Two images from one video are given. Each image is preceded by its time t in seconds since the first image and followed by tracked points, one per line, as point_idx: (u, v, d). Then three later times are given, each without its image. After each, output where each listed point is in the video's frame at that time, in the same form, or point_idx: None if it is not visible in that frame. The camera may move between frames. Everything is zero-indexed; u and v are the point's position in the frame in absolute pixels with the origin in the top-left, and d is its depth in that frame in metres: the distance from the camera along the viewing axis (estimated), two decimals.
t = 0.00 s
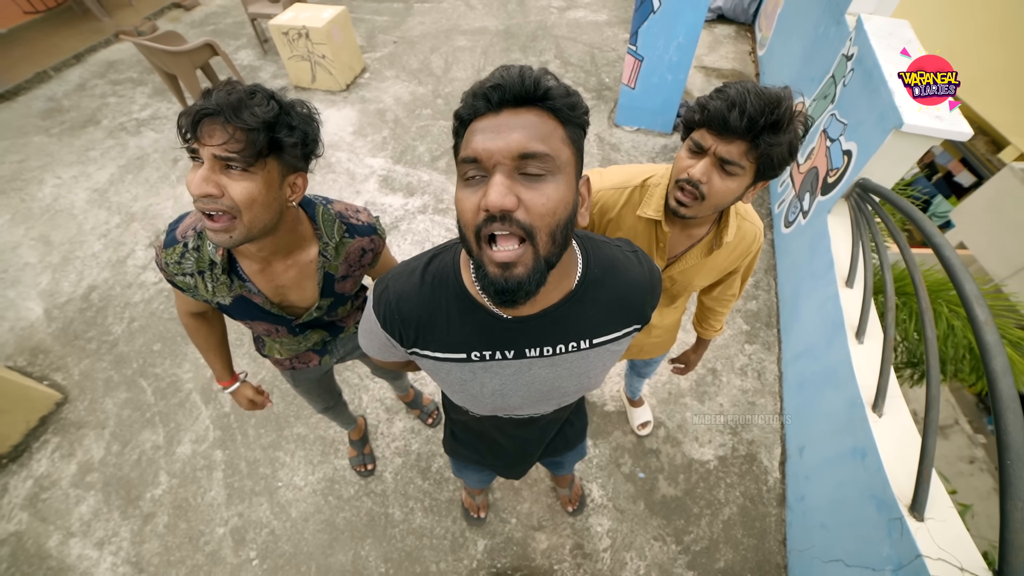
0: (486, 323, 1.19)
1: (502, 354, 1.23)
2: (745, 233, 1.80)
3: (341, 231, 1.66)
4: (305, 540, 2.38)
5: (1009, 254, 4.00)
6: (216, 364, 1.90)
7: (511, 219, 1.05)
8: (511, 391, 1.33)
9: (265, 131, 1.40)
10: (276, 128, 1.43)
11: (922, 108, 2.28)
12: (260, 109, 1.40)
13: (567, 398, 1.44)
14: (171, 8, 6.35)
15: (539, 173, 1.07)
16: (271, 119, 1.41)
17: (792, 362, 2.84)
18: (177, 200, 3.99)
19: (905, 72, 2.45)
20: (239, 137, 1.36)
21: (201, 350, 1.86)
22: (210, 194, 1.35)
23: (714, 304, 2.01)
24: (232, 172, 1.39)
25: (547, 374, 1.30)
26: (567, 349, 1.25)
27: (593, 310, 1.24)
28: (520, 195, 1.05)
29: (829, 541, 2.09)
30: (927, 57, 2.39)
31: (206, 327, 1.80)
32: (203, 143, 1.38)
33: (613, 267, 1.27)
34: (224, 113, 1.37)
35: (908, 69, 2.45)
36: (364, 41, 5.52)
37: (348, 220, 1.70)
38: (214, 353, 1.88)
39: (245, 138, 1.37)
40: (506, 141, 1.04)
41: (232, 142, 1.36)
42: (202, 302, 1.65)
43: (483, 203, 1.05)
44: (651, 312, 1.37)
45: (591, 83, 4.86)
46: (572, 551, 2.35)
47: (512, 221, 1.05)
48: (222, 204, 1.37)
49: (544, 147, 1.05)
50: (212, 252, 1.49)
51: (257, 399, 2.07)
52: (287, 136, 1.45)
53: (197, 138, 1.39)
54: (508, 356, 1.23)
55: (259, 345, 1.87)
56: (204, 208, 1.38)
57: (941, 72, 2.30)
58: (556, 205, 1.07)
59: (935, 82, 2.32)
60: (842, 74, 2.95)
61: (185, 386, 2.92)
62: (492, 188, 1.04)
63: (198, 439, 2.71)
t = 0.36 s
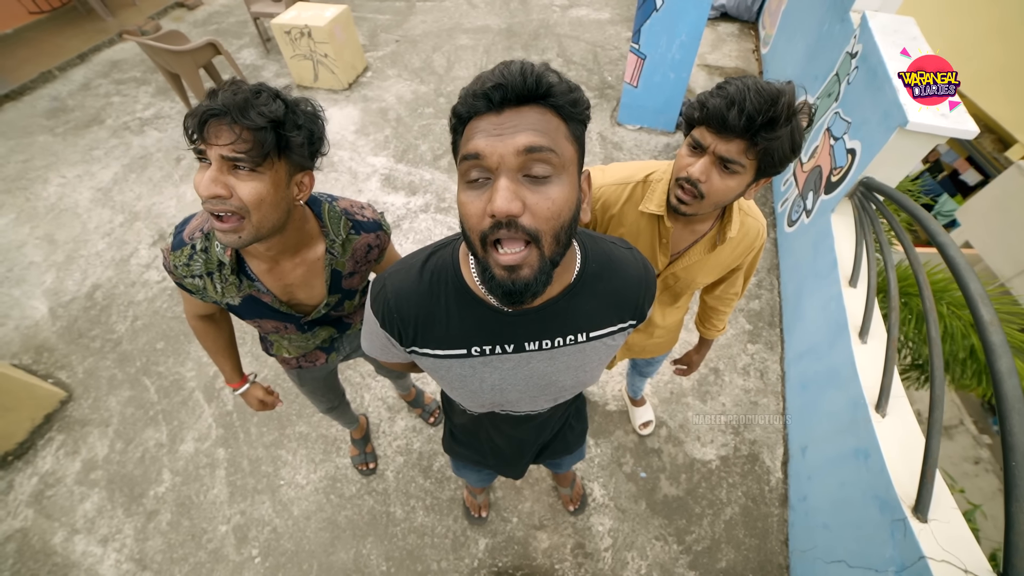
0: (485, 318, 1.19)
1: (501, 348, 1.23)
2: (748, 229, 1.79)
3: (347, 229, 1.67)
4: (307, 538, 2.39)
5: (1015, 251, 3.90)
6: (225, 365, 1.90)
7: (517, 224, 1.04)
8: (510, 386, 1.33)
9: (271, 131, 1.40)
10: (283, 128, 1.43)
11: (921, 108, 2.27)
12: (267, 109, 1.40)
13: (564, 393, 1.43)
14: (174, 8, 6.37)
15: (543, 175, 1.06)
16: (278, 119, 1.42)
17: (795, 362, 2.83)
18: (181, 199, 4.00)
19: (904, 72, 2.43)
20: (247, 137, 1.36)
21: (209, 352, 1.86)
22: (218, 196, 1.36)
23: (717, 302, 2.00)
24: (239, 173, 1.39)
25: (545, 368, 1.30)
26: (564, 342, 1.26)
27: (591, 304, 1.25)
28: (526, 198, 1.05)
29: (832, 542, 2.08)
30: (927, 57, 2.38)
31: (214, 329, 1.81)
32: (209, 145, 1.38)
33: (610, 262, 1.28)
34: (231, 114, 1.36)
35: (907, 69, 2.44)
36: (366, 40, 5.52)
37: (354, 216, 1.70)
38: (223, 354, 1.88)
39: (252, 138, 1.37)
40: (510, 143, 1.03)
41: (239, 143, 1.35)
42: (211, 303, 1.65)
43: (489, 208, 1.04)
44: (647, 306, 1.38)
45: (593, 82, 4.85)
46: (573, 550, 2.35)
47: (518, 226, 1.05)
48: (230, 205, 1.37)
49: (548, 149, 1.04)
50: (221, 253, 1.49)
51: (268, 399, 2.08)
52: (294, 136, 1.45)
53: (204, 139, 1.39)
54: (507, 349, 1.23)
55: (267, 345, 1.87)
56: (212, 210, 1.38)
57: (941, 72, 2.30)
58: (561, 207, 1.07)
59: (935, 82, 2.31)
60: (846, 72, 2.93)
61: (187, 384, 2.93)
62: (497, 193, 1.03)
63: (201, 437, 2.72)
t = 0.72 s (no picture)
0: (480, 313, 1.20)
1: (497, 344, 1.23)
2: (751, 227, 1.79)
3: (349, 225, 1.66)
4: (307, 539, 2.39)
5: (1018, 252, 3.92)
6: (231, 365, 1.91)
7: (525, 233, 1.04)
8: (505, 383, 1.33)
9: (275, 130, 1.40)
10: (286, 127, 1.43)
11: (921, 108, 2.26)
12: (269, 108, 1.39)
13: (560, 390, 1.43)
14: (176, 9, 6.38)
15: (550, 181, 1.05)
16: (282, 118, 1.41)
17: (796, 363, 2.82)
18: (182, 199, 4.01)
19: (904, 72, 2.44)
20: (250, 137, 1.36)
21: (213, 354, 1.86)
22: (222, 196, 1.36)
23: (718, 304, 2.00)
24: (243, 172, 1.39)
25: (541, 364, 1.30)
26: (559, 337, 1.26)
27: (586, 299, 1.25)
28: (534, 206, 1.04)
29: (832, 544, 2.07)
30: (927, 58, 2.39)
31: (218, 331, 1.81)
32: (213, 145, 1.38)
33: (604, 257, 1.28)
34: (234, 114, 1.36)
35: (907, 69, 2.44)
36: (368, 41, 5.53)
37: (356, 213, 1.70)
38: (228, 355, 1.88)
39: (255, 138, 1.37)
40: (517, 152, 1.00)
41: (242, 143, 1.36)
42: (215, 303, 1.66)
43: (499, 218, 1.03)
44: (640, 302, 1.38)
45: (594, 83, 4.85)
46: (573, 552, 2.34)
47: (527, 234, 1.05)
48: (234, 204, 1.37)
49: (554, 157, 1.02)
50: (225, 252, 1.49)
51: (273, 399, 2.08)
52: (297, 134, 1.45)
53: (207, 139, 1.39)
54: (502, 345, 1.24)
55: (270, 345, 1.87)
56: (216, 210, 1.38)
57: (941, 72, 2.31)
58: (566, 210, 1.08)
59: (935, 82, 2.32)
60: (847, 74, 2.93)
61: (188, 385, 2.93)
62: (507, 204, 1.02)
63: (201, 438, 2.72)
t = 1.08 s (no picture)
0: (471, 318, 1.20)
1: (489, 347, 1.24)
2: (755, 223, 1.79)
3: (347, 219, 1.67)
4: (307, 538, 2.39)
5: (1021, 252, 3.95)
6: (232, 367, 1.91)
7: (550, 239, 1.02)
8: (501, 385, 1.33)
9: (267, 132, 1.38)
10: (278, 126, 1.41)
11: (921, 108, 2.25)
12: (259, 109, 1.37)
13: (555, 387, 1.44)
14: (178, 8, 6.39)
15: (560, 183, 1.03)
16: (273, 119, 1.39)
17: (797, 364, 2.82)
18: (184, 198, 4.02)
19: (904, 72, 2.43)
20: (243, 143, 1.35)
21: (214, 355, 1.86)
22: (224, 205, 1.36)
23: (721, 302, 2.00)
24: (241, 178, 1.38)
25: (534, 362, 1.31)
26: (549, 334, 1.28)
27: (574, 295, 1.26)
28: (552, 211, 1.02)
29: (833, 545, 2.07)
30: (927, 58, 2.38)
31: (219, 331, 1.81)
32: (208, 154, 1.37)
33: (588, 251, 1.29)
34: (224, 119, 1.34)
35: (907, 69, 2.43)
36: (370, 41, 5.53)
37: (353, 206, 1.70)
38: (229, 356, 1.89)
39: (249, 143, 1.36)
40: (536, 162, 0.96)
41: (236, 150, 1.35)
42: (217, 302, 1.66)
43: (526, 229, 0.99)
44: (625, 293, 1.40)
45: (596, 82, 4.85)
46: (573, 551, 2.34)
47: (550, 241, 1.02)
48: (235, 212, 1.37)
49: (564, 160, 1.01)
50: (224, 250, 1.49)
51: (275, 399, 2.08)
52: (290, 132, 1.44)
53: (201, 147, 1.37)
54: (495, 347, 1.24)
55: (272, 343, 1.87)
56: (218, 218, 1.38)
57: (941, 72, 2.30)
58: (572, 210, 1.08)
59: (934, 82, 2.32)
60: (850, 74, 2.92)
61: (189, 383, 2.94)
62: (533, 215, 0.99)
63: (203, 436, 2.73)
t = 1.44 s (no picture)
0: (455, 329, 1.20)
1: (476, 355, 1.24)
2: (761, 220, 1.78)
3: (342, 215, 1.68)
4: (309, 535, 2.40)
5: None
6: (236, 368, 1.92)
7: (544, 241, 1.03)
8: (493, 391, 1.34)
9: (256, 128, 1.38)
10: (266, 123, 1.41)
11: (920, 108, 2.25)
12: (246, 106, 1.36)
13: (547, 386, 1.43)
14: (182, 7, 6.41)
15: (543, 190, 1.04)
16: (261, 115, 1.39)
17: (799, 364, 2.81)
18: (187, 196, 4.03)
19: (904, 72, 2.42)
20: (232, 141, 1.35)
21: (217, 356, 1.87)
22: (219, 206, 1.36)
23: (724, 300, 1.99)
24: (235, 178, 1.38)
25: (523, 365, 1.32)
26: (534, 336, 1.28)
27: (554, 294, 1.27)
28: (541, 216, 1.03)
29: (835, 546, 2.06)
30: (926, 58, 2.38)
31: (221, 332, 1.81)
32: (199, 155, 1.37)
33: (563, 250, 1.29)
34: (211, 118, 1.34)
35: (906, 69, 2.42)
36: (373, 39, 5.54)
37: (348, 202, 1.71)
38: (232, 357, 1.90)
39: (238, 140, 1.36)
40: (523, 171, 0.96)
41: (226, 149, 1.35)
42: (217, 302, 1.67)
43: (521, 236, 0.99)
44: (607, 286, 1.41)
45: (599, 81, 4.84)
46: (574, 550, 2.35)
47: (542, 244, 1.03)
48: (231, 212, 1.37)
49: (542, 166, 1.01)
50: (221, 248, 1.50)
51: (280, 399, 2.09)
52: (279, 127, 1.43)
53: (192, 149, 1.38)
54: (481, 356, 1.25)
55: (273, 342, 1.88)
56: (214, 220, 1.38)
57: (941, 72, 2.30)
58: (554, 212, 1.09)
59: (935, 82, 2.31)
60: (854, 72, 2.90)
61: (192, 380, 2.95)
62: (525, 221, 0.99)
63: (206, 433, 2.74)
